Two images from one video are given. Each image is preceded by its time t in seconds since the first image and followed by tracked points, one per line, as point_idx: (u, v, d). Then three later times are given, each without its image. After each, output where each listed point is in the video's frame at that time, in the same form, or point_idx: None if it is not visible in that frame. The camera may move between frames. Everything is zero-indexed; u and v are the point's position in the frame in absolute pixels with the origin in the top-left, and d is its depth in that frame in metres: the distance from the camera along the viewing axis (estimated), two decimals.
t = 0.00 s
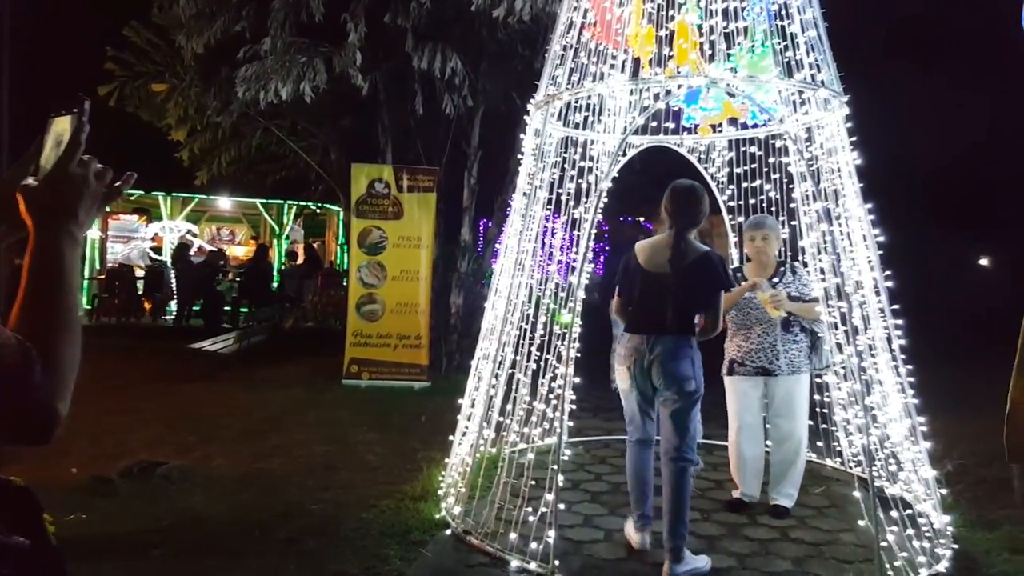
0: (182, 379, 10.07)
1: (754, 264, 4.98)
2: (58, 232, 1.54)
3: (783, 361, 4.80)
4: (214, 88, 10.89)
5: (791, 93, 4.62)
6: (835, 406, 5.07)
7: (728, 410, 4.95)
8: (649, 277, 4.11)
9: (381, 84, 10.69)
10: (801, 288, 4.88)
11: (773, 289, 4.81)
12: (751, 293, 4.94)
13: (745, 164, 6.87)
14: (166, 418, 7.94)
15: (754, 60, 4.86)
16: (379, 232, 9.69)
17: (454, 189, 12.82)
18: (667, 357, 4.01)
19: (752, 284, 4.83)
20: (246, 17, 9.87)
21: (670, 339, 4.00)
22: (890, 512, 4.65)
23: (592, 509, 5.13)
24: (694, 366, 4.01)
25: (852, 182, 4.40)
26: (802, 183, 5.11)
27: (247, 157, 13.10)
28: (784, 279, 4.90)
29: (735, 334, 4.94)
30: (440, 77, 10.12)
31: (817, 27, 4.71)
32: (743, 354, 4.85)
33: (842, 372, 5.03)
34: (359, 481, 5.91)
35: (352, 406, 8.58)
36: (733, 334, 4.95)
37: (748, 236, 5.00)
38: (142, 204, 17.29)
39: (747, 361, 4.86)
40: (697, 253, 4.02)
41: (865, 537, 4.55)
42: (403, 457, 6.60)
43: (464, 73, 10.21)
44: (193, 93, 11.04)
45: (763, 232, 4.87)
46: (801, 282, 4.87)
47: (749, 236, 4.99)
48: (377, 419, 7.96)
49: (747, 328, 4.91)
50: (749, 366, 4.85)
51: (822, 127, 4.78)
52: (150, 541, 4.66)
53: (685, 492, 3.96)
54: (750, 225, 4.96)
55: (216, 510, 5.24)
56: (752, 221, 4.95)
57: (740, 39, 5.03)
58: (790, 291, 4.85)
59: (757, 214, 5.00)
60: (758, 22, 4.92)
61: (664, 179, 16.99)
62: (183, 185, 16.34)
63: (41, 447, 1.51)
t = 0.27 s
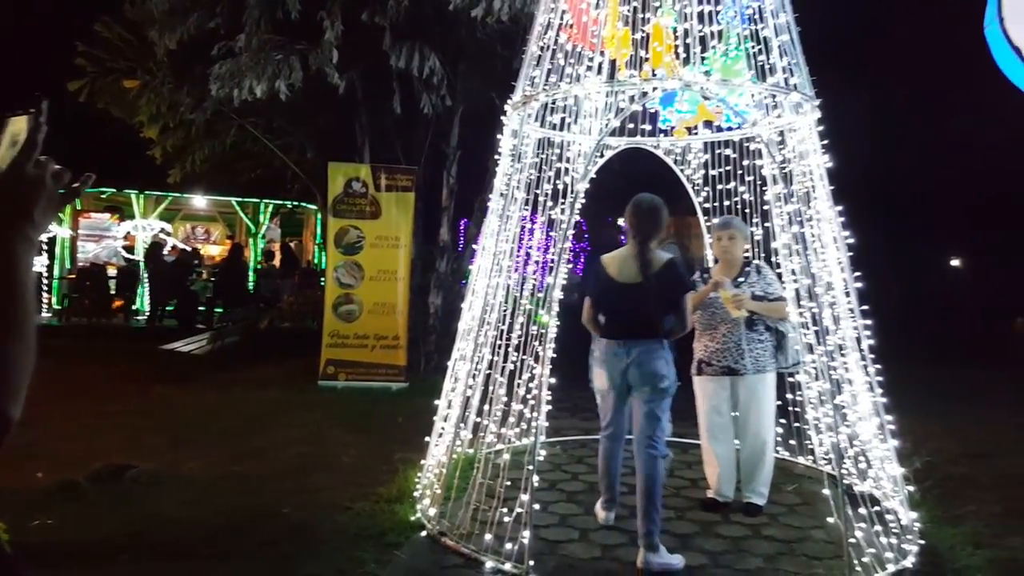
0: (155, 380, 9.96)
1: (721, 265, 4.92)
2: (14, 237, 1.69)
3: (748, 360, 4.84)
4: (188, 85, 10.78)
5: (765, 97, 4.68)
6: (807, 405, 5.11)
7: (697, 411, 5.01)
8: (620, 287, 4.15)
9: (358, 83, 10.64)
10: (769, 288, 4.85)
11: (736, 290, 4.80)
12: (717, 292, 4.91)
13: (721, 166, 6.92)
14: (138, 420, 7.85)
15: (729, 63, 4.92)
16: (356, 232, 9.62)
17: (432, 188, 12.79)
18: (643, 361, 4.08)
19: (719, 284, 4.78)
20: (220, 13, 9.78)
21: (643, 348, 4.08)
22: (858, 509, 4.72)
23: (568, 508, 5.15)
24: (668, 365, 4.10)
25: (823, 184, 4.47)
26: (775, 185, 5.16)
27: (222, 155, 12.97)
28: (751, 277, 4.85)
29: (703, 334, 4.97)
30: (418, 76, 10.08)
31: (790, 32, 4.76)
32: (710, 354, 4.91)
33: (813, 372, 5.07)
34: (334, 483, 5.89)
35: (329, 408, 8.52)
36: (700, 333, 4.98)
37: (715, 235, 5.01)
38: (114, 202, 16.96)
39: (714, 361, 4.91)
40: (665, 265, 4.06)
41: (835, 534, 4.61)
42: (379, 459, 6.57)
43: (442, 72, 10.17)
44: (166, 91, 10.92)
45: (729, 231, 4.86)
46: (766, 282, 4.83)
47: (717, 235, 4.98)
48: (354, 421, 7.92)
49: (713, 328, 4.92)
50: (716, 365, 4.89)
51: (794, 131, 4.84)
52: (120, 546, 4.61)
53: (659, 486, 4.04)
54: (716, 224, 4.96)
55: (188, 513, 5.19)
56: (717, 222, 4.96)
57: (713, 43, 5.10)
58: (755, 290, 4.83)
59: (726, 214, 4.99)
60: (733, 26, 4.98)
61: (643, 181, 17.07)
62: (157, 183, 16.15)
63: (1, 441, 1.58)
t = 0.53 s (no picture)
0: (112, 382, 9.73)
1: (676, 265, 4.97)
2: None
3: (705, 359, 4.85)
4: (148, 80, 10.56)
5: (729, 99, 4.72)
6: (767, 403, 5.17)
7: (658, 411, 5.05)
8: (571, 285, 4.81)
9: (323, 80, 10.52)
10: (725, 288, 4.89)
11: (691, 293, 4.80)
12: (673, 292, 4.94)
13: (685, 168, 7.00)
14: (94, 423, 7.66)
15: (694, 67, 4.96)
16: (321, 230, 9.52)
17: (399, 187, 12.72)
18: (592, 348, 4.66)
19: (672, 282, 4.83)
20: (181, 7, 9.60)
21: (590, 334, 4.64)
22: (817, 505, 4.81)
23: (533, 508, 5.15)
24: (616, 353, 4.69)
25: (784, 185, 4.53)
26: (738, 186, 5.24)
27: (184, 152, 12.73)
28: (706, 278, 4.90)
29: (660, 334, 5.00)
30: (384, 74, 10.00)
31: (753, 35, 4.79)
32: (668, 353, 4.95)
33: (774, 371, 5.14)
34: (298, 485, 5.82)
35: (293, 409, 8.41)
36: (658, 333, 5.01)
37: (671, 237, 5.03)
38: (70, 199, 16.45)
39: (673, 360, 4.96)
40: (600, 256, 4.70)
41: (795, 530, 4.68)
42: (344, 460, 6.51)
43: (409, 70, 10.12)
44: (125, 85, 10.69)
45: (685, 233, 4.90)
46: (720, 282, 4.88)
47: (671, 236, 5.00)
48: (318, 422, 7.83)
49: (670, 328, 4.95)
50: (674, 365, 4.93)
51: (757, 133, 4.90)
52: (75, 552, 4.49)
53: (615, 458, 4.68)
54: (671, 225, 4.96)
55: (146, 517, 5.08)
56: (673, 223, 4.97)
57: (678, 45, 5.16)
58: (711, 291, 4.87)
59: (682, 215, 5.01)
60: (697, 29, 5.05)
61: (609, 182, 17.21)
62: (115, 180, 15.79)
63: None
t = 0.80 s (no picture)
0: (79, 383, 9.55)
1: (655, 265, 5.04)
2: None
3: (681, 358, 4.86)
4: (116, 76, 10.38)
5: (703, 101, 4.75)
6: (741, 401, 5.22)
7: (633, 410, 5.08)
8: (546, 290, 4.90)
9: (295, 78, 10.41)
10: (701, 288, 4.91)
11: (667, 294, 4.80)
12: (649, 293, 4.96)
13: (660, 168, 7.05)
14: (60, 424, 7.51)
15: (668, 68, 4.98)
16: (293, 229, 9.42)
17: (373, 186, 12.63)
18: (558, 349, 4.67)
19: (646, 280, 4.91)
20: (150, 3, 9.44)
21: (556, 335, 4.67)
22: (790, 503, 4.86)
23: (509, 508, 5.15)
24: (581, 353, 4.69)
25: (757, 187, 4.57)
26: (712, 187, 5.29)
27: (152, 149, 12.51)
28: (683, 278, 4.92)
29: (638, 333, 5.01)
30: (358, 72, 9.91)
31: (727, 37, 4.81)
32: (645, 352, 4.95)
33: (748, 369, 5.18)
34: (271, 486, 5.75)
35: (266, 409, 8.31)
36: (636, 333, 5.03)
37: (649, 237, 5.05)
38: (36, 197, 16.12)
39: (649, 359, 4.97)
40: (565, 258, 4.73)
41: (769, 528, 4.73)
42: (318, 462, 6.45)
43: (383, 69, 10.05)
44: (93, 81, 10.49)
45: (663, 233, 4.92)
46: (698, 281, 4.90)
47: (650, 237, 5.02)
48: (291, 423, 7.75)
49: (646, 327, 4.96)
50: (651, 363, 4.94)
51: (731, 134, 4.94)
52: (43, 556, 4.40)
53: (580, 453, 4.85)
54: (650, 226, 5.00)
55: (116, 520, 4.99)
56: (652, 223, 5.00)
57: (653, 46, 5.17)
58: (688, 291, 4.87)
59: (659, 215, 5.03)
60: (672, 30, 5.06)
61: (583, 182, 17.26)
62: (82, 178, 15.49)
63: None
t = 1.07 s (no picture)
0: (57, 384, 9.43)
1: (644, 267, 5.05)
2: None
3: (668, 360, 4.89)
4: (95, 75, 10.26)
5: (685, 103, 4.77)
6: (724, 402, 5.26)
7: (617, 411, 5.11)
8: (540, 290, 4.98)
9: (277, 78, 10.34)
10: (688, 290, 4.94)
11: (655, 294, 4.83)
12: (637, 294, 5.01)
13: (642, 170, 7.08)
14: (37, 426, 7.41)
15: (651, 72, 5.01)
16: (274, 230, 9.36)
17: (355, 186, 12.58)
18: (538, 343, 4.82)
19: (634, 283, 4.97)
20: (129, 2, 9.34)
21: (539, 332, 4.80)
22: (773, 503, 4.90)
23: (493, 509, 5.16)
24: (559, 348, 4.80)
25: (740, 190, 4.60)
26: (694, 189, 5.32)
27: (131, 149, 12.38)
28: (670, 280, 4.96)
29: (625, 335, 5.05)
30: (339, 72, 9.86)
31: (709, 39, 4.81)
32: (632, 354, 4.98)
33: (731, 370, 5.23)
34: (253, 488, 5.72)
35: (246, 411, 8.24)
36: (623, 334, 5.06)
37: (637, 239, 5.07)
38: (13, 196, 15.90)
39: (635, 360, 5.00)
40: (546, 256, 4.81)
41: (752, 527, 4.78)
42: (300, 463, 6.41)
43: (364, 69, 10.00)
44: (71, 80, 10.37)
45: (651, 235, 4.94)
46: (686, 283, 4.92)
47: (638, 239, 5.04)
48: (273, 424, 7.70)
49: (633, 328, 4.99)
50: (637, 365, 4.97)
51: (713, 137, 4.98)
52: (21, 560, 4.34)
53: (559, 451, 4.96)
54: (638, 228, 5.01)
55: (96, 522, 4.93)
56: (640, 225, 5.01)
57: (636, 49, 5.20)
58: (675, 293, 4.91)
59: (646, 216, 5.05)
60: (654, 32, 5.09)
61: (565, 183, 17.29)
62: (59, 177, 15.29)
63: None
